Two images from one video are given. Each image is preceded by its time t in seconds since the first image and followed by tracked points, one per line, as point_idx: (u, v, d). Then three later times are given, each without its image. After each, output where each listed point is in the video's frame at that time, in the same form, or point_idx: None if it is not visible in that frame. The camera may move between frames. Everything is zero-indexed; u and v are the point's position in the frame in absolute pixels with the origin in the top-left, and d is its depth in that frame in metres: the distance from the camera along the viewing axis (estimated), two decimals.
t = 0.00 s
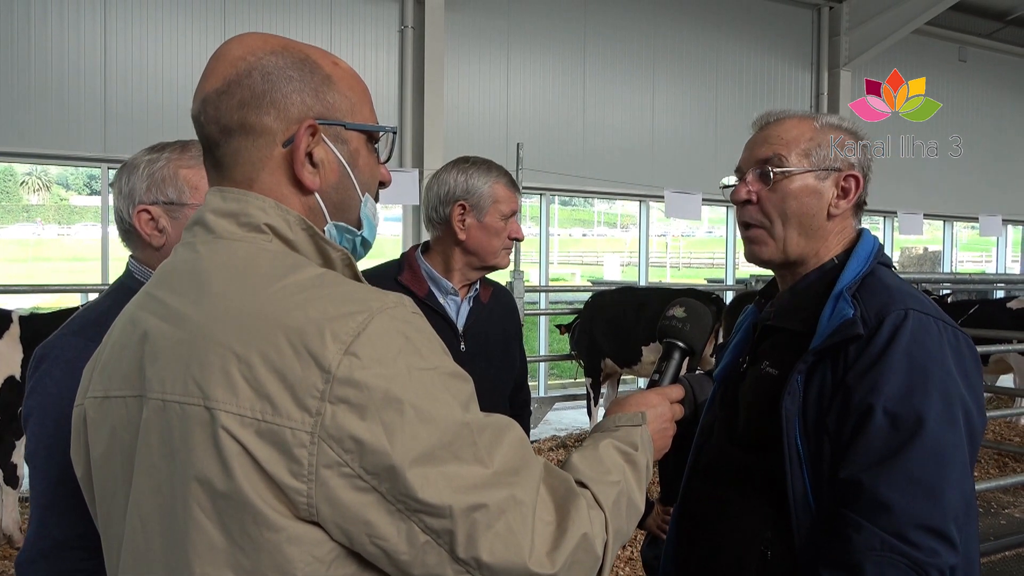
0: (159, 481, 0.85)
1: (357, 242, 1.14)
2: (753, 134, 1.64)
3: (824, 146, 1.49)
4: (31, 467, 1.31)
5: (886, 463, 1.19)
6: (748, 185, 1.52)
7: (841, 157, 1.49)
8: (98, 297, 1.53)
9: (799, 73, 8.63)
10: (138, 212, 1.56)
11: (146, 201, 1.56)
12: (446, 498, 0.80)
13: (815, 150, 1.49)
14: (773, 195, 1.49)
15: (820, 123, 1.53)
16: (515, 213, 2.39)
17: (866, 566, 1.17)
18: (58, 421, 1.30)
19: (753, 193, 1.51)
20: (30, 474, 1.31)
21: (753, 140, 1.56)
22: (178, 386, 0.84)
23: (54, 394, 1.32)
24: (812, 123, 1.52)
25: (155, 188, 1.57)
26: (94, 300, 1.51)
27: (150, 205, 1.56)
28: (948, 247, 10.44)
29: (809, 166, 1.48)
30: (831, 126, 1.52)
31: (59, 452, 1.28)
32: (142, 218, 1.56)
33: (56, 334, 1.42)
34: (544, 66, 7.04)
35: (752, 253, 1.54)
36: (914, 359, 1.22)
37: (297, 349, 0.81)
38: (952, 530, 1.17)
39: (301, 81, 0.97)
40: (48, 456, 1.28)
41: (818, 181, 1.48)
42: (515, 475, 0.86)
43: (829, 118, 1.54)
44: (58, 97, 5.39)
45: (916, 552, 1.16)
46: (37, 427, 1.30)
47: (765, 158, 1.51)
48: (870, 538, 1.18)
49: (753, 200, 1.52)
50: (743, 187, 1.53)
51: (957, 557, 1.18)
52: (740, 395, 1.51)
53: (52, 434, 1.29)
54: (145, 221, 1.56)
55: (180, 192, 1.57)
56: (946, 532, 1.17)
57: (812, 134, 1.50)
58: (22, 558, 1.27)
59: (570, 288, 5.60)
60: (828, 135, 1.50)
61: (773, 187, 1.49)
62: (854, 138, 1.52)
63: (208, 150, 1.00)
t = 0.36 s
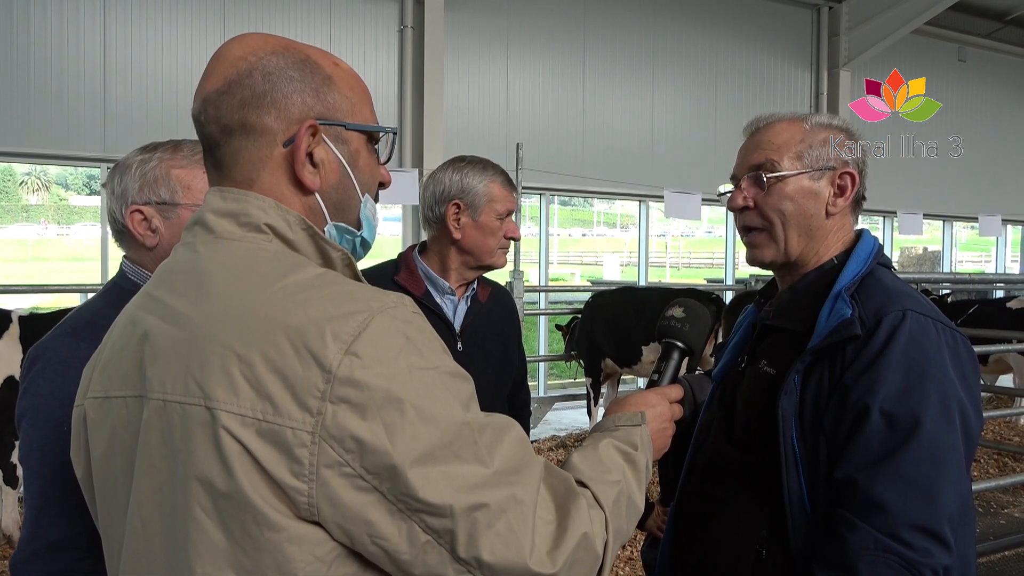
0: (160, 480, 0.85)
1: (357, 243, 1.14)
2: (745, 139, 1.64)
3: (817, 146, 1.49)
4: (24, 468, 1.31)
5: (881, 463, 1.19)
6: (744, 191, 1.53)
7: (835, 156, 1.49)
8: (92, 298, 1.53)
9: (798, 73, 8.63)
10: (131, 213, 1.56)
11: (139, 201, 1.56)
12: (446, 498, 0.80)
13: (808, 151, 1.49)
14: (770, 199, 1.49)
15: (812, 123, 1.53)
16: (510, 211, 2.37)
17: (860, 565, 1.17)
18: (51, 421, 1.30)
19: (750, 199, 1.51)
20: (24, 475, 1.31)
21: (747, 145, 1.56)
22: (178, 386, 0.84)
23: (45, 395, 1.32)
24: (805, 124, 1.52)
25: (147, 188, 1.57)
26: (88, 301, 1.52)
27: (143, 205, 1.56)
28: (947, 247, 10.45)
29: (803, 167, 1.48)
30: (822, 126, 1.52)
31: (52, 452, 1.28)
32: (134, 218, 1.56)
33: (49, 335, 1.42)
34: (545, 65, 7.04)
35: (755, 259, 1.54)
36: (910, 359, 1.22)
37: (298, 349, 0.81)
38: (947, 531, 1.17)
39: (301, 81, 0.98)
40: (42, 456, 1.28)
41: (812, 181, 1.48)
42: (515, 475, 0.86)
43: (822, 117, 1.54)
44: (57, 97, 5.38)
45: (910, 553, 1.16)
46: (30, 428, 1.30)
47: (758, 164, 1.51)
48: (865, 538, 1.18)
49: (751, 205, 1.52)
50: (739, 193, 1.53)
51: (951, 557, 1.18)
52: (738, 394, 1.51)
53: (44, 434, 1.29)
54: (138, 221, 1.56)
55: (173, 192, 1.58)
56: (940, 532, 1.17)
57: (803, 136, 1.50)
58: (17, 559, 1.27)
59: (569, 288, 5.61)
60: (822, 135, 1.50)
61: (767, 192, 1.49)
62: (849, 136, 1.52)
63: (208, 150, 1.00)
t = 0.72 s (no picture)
0: (158, 481, 0.85)
1: (355, 242, 1.14)
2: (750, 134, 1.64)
3: (820, 146, 1.49)
4: (20, 468, 1.31)
5: (870, 462, 1.19)
6: (746, 186, 1.53)
7: (837, 156, 1.49)
8: (86, 298, 1.52)
9: (798, 73, 8.63)
10: (124, 212, 1.56)
11: (132, 201, 1.56)
12: (445, 498, 0.80)
13: (812, 150, 1.48)
14: (771, 196, 1.49)
15: (817, 122, 1.52)
16: (492, 209, 2.35)
17: (849, 564, 1.17)
18: (46, 421, 1.29)
19: (751, 195, 1.51)
20: (20, 475, 1.31)
21: (750, 142, 1.56)
22: (176, 386, 0.84)
23: (40, 396, 1.31)
24: (809, 122, 1.52)
25: (140, 188, 1.56)
26: (82, 301, 1.51)
27: (136, 205, 1.56)
28: (947, 246, 10.47)
29: (805, 166, 1.48)
30: (827, 125, 1.52)
31: (46, 452, 1.28)
32: (128, 219, 1.56)
33: (43, 335, 1.41)
34: (545, 65, 7.04)
35: (751, 255, 1.55)
36: (900, 358, 1.22)
37: (295, 349, 0.81)
38: (935, 530, 1.17)
39: (299, 81, 0.97)
40: (37, 456, 1.28)
41: (814, 180, 1.48)
42: (514, 475, 0.86)
43: (826, 117, 1.54)
44: (56, 96, 5.38)
45: (899, 551, 1.16)
46: (24, 428, 1.30)
47: (762, 159, 1.51)
48: (854, 537, 1.18)
49: (751, 201, 1.52)
50: (740, 188, 1.53)
51: (939, 557, 1.18)
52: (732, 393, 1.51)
53: (39, 434, 1.29)
54: (131, 222, 1.56)
55: (166, 191, 1.57)
56: (930, 531, 1.17)
57: (809, 134, 1.50)
58: (14, 560, 1.27)
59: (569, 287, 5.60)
60: (826, 134, 1.50)
61: (769, 188, 1.49)
62: (852, 137, 1.52)
63: (205, 149, 1.00)
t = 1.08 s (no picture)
0: (153, 481, 0.85)
1: (352, 242, 1.14)
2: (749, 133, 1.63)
3: (820, 146, 1.48)
4: (14, 468, 1.30)
5: (866, 462, 1.19)
6: (744, 187, 1.52)
7: (836, 157, 1.49)
8: (82, 299, 1.52)
9: (798, 72, 8.62)
10: (120, 213, 1.56)
11: (127, 201, 1.56)
12: (443, 499, 0.80)
13: (811, 150, 1.48)
14: (770, 196, 1.49)
15: (817, 122, 1.52)
16: (480, 207, 2.34)
17: (845, 563, 1.17)
18: (40, 422, 1.29)
19: (749, 195, 1.51)
20: (14, 476, 1.31)
21: (749, 141, 1.55)
22: (171, 387, 0.83)
23: (33, 396, 1.31)
24: (809, 122, 1.51)
25: (135, 188, 1.56)
26: (78, 301, 1.51)
27: (131, 206, 1.56)
28: (946, 245, 10.48)
29: (805, 167, 1.47)
30: (827, 126, 1.51)
31: (40, 452, 1.27)
32: (124, 220, 1.56)
33: (38, 334, 1.41)
34: (545, 65, 7.04)
35: (749, 254, 1.54)
36: (895, 358, 1.22)
37: (292, 350, 0.80)
38: (931, 529, 1.17)
39: (297, 80, 0.97)
40: (31, 456, 1.27)
41: (813, 181, 1.47)
42: (512, 475, 0.86)
43: (826, 117, 1.53)
44: (56, 96, 5.37)
45: (894, 551, 1.15)
46: (18, 428, 1.30)
47: (761, 160, 1.50)
48: (849, 537, 1.17)
49: (749, 202, 1.51)
50: (739, 188, 1.53)
51: (935, 556, 1.17)
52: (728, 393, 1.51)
53: (33, 434, 1.28)
54: (127, 223, 1.56)
55: (161, 192, 1.57)
56: (925, 530, 1.16)
57: (809, 134, 1.49)
58: (9, 560, 1.27)
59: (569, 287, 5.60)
60: (825, 134, 1.50)
61: (768, 189, 1.48)
62: (851, 137, 1.51)
63: (202, 148, 0.99)
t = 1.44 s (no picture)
0: (153, 482, 0.84)
1: (352, 242, 1.13)
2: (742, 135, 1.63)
3: (813, 146, 1.48)
4: (13, 468, 1.30)
5: (862, 461, 1.19)
6: (739, 188, 1.52)
7: (830, 156, 1.48)
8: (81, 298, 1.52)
9: (798, 72, 8.61)
10: (120, 213, 1.55)
11: (128, 202, 1.56)
12: (443, 500, 0.79)
13: (804, 151, 1.48)
14: (765, 198, 1.48)
15: (809, 122, 1.52)
16: (479, 206, 2.34)
17: (841, 563, 1.17)
18: (39, 421, 1.29)
19: (744, 197, 1.50)
20: (13, 475, 1.30)
21: (742, 143, 1.55)
22: (172, 387, 0.83)
23: (33, 395, 1.30)
24: (801, 123, 1.51)
25: (136, 188, 1.56)
26: (78, 300, 1.51)
27: (132, 206, 1.55)
28: (947, 245, 10.48)
29: (799, 167, 1.47)
30: (819, 126, 1.51)
31: (40, 451, 1.27)
32: (124, 220, 1.56)
33: (38, 333, 1.41)
34: (545, 64, 7.03)
35: (746, 255, 1.53)
36: (891, 358, 1.21)
37: (293, 350, 0.80)
38: (928, 529, 1.16)
39: (298, 79, 0.97)
40: (30, 456, 1.27)
41: (807, 182, 1.47)
42: (513, 476, 0.86)
43: (818, 117, 1.53)
44: (56, 95, 5.36)
45: (890, 551, 1.15)
46: (16, 427, 1.29)
47: (754, 162, 1.50)
48: (846, 536, 1.17)
49: (745, 203, 1.51)
50: (734, 190, 1.52)
51: (932, 556, 1.17)
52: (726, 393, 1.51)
53: (31, 433, 1.28)
54: (128, 223, 1.56)
55: (162, 192, 1.57)
56: (922, 530, 1.16)
57: (800, 134, 1.49)
58: (9, 559, 1.27)
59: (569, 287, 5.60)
60: (817, 134, 1.50)
61: (763, 190, 1.48)
62: (843, 136, 1.51)
63: (202, 148, 0.99)
